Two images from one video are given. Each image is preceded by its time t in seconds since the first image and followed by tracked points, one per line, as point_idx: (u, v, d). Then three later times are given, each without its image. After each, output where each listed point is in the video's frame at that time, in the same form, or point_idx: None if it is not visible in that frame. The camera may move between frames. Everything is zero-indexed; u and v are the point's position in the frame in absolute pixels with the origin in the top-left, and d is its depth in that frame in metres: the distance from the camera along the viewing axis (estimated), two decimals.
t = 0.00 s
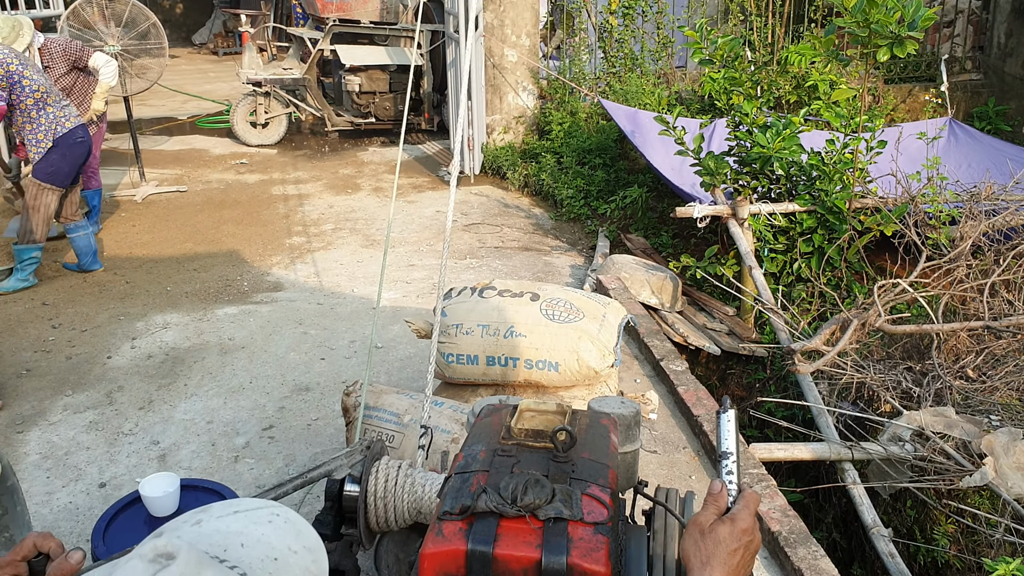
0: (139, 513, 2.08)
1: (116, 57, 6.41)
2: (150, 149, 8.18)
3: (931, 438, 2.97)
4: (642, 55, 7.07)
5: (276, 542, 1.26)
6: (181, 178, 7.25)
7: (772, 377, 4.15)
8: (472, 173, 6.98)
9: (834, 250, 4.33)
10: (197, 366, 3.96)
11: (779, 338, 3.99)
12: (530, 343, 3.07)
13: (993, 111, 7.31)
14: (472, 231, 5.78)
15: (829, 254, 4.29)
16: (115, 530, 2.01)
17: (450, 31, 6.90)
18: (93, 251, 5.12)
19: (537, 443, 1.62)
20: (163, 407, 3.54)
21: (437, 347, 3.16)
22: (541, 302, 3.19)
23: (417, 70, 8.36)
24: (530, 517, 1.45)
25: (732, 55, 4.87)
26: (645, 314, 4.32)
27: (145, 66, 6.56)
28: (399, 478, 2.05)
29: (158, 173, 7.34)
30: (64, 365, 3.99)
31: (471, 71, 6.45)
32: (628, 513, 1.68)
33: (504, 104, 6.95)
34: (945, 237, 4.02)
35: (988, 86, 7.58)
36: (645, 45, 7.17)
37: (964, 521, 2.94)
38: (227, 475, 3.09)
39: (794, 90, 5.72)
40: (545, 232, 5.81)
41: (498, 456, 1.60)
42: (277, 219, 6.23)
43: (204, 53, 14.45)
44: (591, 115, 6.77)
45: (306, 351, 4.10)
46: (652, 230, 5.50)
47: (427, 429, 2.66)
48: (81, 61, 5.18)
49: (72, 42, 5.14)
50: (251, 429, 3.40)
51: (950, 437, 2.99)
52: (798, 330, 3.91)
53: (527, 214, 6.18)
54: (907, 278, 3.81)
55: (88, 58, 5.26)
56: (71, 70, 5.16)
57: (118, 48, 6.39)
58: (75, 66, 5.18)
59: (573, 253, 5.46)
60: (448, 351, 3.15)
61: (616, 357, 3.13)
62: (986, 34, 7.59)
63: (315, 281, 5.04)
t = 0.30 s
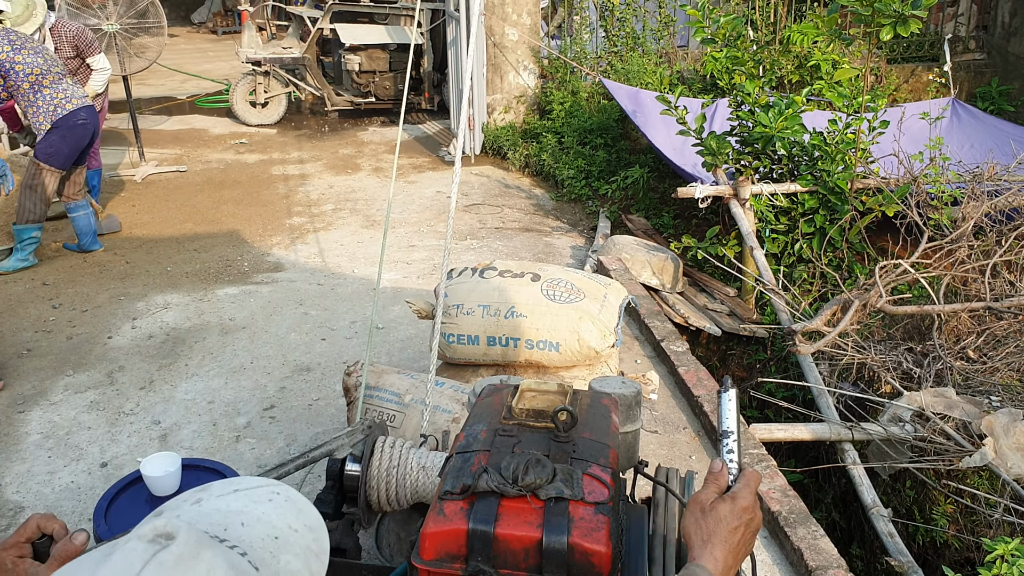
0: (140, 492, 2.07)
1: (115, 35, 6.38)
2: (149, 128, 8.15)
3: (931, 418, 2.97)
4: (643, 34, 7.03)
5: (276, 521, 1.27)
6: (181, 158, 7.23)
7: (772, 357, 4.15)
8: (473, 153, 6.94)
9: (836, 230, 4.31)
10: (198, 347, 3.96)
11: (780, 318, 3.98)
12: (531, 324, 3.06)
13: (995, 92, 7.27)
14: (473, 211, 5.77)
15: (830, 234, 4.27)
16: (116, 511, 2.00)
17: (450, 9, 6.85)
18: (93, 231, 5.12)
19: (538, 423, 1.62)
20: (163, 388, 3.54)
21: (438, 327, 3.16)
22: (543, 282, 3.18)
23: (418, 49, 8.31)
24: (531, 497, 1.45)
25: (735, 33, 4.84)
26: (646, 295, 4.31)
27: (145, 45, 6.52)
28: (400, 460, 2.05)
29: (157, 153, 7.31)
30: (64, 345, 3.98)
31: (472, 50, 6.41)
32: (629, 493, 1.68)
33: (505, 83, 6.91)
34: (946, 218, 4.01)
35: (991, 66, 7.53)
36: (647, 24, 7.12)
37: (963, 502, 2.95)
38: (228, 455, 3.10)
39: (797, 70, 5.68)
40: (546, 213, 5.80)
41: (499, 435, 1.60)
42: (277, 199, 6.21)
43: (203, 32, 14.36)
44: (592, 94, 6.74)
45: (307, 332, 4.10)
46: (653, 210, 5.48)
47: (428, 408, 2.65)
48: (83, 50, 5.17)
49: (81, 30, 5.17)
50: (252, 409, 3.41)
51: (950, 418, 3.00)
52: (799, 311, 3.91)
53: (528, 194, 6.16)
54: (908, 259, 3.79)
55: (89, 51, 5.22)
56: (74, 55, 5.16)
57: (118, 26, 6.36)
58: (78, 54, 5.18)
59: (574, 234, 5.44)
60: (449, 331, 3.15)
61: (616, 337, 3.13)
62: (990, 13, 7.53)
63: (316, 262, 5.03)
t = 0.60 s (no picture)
0: (140, 473, 2.08)
1: (112, 16, 6.32)
2: (147, 110, 8.11)
3: (929, 400, 2.97)
4: (643, 14, 6.98)
5: (276, 504, 1.27)
6: (179, 139, 7.20)
7: (771, 339, 4.15)
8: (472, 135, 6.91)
9: (835, 212, 4.30)
10: (197, 328, 3.96)
11: (779, 300, 3.98)
12: (531, 306, 3.06)
13: (997, 73, 7.22)
14: (472, 193, 5.75)
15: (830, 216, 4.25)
16: (115, 492, 2.00)
17: None
18: (89, 213, 5.10)
19: (537, 405, 1.62)
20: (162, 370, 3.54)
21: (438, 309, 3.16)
22: (542, 264, 3.17)
23: (416, 29, 8.25)
24: (530, 478, 1.45)
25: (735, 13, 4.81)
26: (645, 277, 4.31)
27: (142, 26, 6.48)
28: (397, 442, 2.05)
29: (155, 135, 7.28)
30: (63, 327, 3.98)
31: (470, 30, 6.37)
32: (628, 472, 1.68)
33: (505, 64, 6.88)
34: (946, 200, 4.00)
35: (993, 48, 7.48)
36: (647, 4, 7.07)
37: (960, 483, 2.97)
38: (227, 436, 3.11)
39: (798, 51, 5.63)
40: (545, 195, 5.79)
41: (498, 417, 1.60)
42: (276, 181, 6.19)
43: (201, 12, 14.26)
44: (592, 75, 6.70)
45: (306, 314, 4.09)
46: (652, 192, 5.47)
47: (428, 390, 2.65)
48: (79, 23, 5.13)
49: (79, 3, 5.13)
50: (251, 391, 3.41)
51: (949, 399, 2.99)
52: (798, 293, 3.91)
53: (527, 176, 6.14)
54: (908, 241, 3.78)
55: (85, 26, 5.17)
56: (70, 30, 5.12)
57: (113, 7, 6.28)
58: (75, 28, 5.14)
59: (573, 216, 5.43)
60: (448, 313, 3.14)
61: (615, 320, 3.12)
62: None
63: (314, 244, 5.02)
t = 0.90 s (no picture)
0: (140, 458, 2.08)
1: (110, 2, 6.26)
2: (145, 95, 8.07)
3: (928, 385, 2.97)
4: None
5: (262, 484, 1.27)
6: (177, 124, 7.17)
7: (770, 325, 4.14)
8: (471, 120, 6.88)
9: (835, 198, 4.29)
10: (196, 314, 3.95)
11: (778, 286, 3.98)
12: (531, 291, 3.05)
13: (998, 58, 7.18)
14: (471, 178, 5.74)
15: (830, 201, 4.24)
16: (115, 476, 2.00)
17: None
18: (88, 198, 5.08)
19: (535, 390, 1.62)
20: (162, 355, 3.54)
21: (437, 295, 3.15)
22: (541, 250, 3.17)
23: (415, 13, 8.21)
24: (527, 462, 1.45)
25: None
26: (645, 263, 4.30)
27: (140, 9, 6.44)
28: (397, 428, 2.05)
29: (153, 120, 7.25)
30: (62, 312, 3.98)
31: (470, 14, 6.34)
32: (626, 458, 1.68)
33: (504, 48, 6.86)
34: (946, 185, 3.98)
35: (994, 32, 7.43)
36: None
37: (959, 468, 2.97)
38: (227, 422, 3.11)
39: (798, 36, 5.59)
40: (545, 180, 5.77)
41: (496, 402, 1.60)
42: (274, 166, 6.17)
43: None
44: (592, 60, 6.67)
45: (305, 299, 4.09)
46: (652, 177, 5.46)
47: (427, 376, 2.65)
48: None
49: None
50: (250, 376, 3.42)
51: (949, 384, 2.98)
52: (797, 279, 3.91)
53: (527, 162, 6.12)
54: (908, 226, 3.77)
55: None
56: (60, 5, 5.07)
57: None
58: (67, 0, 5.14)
59: (573, 202, 5.41)
60: (448, 299, 3.14)
61: (615, 305, 3.12)
62: None
63: (314, 230, 5.01)
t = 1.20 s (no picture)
0: (135, 454, 2.07)
1: None
2: (143, 89, 8.04)
3: (926, 381, 2.96)
4: None
5: (243, 478, 1.27)
6: (175, 119, 7.15)
7: (768, 320, 4.13)
8: (469, 115, 6.87)
9: (834, 192, 4.28)
10: (193, 309, 3.94)
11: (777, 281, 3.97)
12: (529, 287, 3.04)
13: (998, 52, 7.16)
14: (470, 173, 5.73)
15: (829, 196, 4.23)
16: (110, 472, 2.00)
17: None
18: (86, 192, 5.08)
19: (530, 386, 1.61)
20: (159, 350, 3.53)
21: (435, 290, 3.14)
22: (539, 245, 3.16)
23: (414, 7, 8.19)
24: (522, 459, 1.45)
25: None
26: (643, 258, 4.30)
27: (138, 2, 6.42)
28: (395, 424, 2.05)
29: (151, 114, 7.23)
30: (59, 308, 3.97)
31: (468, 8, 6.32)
32: (622, 454, 1.67)
33: (503, 43, 6.85)
34: (945, 180, 3.97)
35: (994, 26, 7.40)
36: None
37: (956, 464, 2.96)
38: (224, 417, 3.10)
39: (797, 31, 5.56)
40: (544, 175, 5.76)
41: (491, 399, 1.60)
42: (273, 161, 6.15)
43: None
44: (591, 54, 6.66)
45: (303, 295, 4.08)
46: (651, 172, 5.45)
47: (424, 371, 2.65)
48: None
49: None
50: (248, 371, 3.41)
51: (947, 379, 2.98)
52: (795, 274, 3.91)
53: (525, 156, 6.11)
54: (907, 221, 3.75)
55: None
56: None
57: None
58: None
59: (571, 196, 5.40)
60: (445, 295, 3.13)
61: (612, 301, 3.11)
62: None
63: (312, 224, 5.00)
